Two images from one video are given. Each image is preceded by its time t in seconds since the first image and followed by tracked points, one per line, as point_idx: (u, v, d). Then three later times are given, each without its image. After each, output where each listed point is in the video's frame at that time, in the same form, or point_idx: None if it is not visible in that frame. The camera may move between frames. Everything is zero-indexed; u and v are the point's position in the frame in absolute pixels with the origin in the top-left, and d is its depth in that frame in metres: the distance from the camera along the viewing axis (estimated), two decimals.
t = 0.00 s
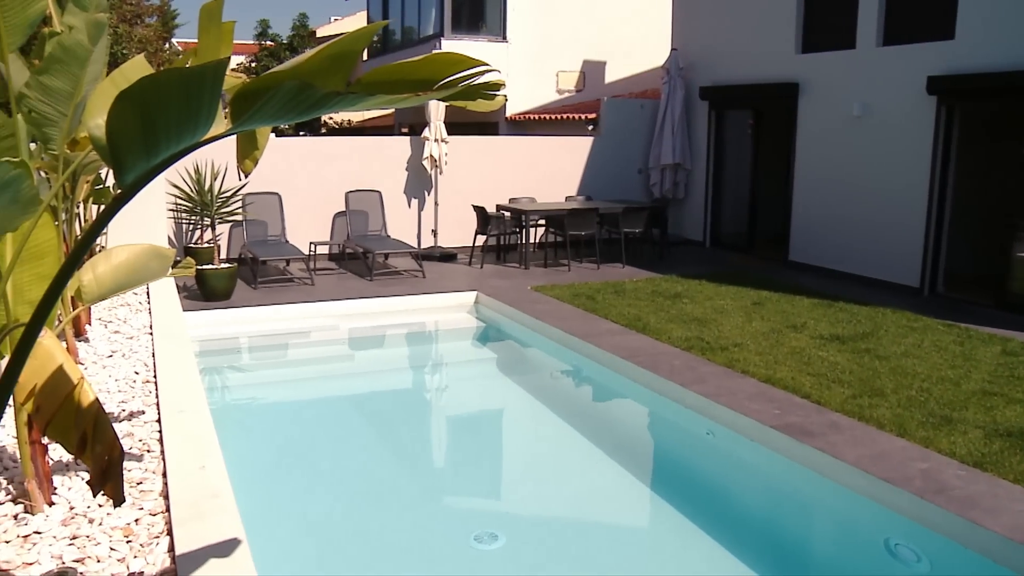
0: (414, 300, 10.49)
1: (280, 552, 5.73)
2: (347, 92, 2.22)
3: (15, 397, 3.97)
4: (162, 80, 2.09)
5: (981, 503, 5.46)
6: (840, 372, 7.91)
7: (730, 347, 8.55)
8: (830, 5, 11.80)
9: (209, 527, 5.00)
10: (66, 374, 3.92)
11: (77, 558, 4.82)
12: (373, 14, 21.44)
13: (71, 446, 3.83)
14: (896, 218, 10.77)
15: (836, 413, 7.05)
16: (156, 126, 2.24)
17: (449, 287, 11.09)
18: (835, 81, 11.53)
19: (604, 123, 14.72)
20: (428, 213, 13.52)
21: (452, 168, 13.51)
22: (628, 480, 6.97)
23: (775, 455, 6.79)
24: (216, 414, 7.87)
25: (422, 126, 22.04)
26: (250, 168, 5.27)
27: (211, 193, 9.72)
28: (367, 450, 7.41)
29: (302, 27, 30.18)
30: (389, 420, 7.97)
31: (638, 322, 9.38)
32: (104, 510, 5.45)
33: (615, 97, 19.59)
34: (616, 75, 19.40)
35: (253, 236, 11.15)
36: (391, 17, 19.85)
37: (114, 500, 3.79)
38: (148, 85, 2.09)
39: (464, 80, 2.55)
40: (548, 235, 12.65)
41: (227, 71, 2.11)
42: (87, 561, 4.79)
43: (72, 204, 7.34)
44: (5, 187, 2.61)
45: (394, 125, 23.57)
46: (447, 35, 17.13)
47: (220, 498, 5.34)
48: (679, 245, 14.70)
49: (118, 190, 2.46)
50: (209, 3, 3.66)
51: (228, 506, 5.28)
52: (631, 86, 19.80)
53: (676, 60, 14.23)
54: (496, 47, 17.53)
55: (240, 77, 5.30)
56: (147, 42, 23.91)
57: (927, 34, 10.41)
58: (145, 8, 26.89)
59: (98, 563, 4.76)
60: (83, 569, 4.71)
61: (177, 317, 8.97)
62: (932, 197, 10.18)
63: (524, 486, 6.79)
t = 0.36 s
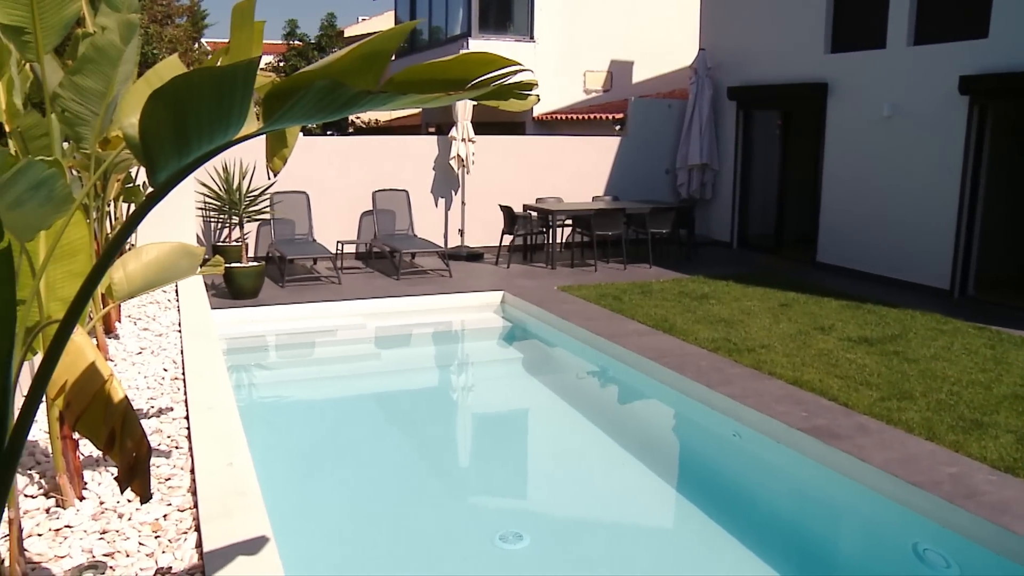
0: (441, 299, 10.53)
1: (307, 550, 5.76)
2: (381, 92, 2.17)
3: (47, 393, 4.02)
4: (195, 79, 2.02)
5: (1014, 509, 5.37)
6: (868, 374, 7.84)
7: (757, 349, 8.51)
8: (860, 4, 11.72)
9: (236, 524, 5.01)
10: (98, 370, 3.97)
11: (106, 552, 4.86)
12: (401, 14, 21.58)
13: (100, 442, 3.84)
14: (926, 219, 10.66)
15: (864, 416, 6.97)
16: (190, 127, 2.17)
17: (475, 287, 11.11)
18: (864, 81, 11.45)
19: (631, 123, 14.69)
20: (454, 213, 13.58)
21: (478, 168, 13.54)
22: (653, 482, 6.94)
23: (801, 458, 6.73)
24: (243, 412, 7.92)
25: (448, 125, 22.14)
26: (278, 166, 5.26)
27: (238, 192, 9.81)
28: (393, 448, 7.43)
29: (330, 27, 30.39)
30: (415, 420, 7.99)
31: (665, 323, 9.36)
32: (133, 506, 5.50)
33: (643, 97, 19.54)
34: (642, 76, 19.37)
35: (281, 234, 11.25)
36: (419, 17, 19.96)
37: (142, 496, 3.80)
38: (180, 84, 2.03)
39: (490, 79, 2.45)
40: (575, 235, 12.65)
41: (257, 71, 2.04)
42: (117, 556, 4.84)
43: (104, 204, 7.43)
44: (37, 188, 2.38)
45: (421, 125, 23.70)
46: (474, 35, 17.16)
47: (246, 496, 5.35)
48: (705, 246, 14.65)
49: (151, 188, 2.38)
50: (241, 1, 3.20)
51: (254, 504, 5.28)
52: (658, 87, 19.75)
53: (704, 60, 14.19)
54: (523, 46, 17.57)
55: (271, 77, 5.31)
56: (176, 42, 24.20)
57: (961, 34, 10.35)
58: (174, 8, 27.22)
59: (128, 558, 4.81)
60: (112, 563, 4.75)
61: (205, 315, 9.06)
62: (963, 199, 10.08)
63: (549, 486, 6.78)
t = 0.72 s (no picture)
0: (468, 299, 10.56)
1: (334, 548, 5.80)
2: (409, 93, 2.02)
3: (81, 388, 4.06)
4: (227, 79, 1.90)
5: None
6: (897, 377, 7.78)
7: (784, 350, 8.46)
8: (891, 3, 11.63)
9: (262, 520, 5.02)
10: (130, 368, 3.98)
11: (135, 547, 4.91)
12: (429, 15, 21.71)
13: (133, 437, 3.89)
14: (957, 221, 10.57)
15: (892, 419, 6.90)
16: (222, 129, 2.05)
17: (501, 287, 11.13)
18: (894, 81, 11.35)
19: (658, 123, 14.67)
20: (481, 213, 13.62)
21: (504, 168, 13.58)
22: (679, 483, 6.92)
23: (830, 462, 6.66)
24: (270, 410, 7.98)
25: (476, 125, 22.22)
26: (308, 166, 5.30)
27: (267, 190, 9.88)
28: (420, 447, 7.46)
29: (358, 27, 30.53)
30: (442, 419, 8.01)
31: (692, 324, 9.34)
32: (161, 501, 5.55)
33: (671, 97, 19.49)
34: (669, 76, 19.33)
35: (308, 234, 11.35)
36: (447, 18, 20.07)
37: (172, 491, 3.84)
38: (213, 85, 1.91)
39: (524, 81, 2.26)
40: (601, 235, 12.64)
41: (290, 72, 1.91)
42: (146, 551, 4.89)
43: (134, 203, 7.49)
44: (69, 186, 2.32)
45: (449, 124, 23.80)
46: (502, 35, 17.18)
47: (273, 493, 5.36)
48: (732, 246, 14.59)
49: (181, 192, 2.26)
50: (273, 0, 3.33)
51: (282, 501, 5.29)
52: (687, 86, 19.68)
53: (733, 60, 14.16)
54: (551, 46, 17.60)
55: (302, 78, 5.33)
56: (206, 42, 24.48)
57: (994, 33, 10.24)
58: (204, 8, 27.56)
59: (156, 553, 4.85)
60: (140, 558, 4.80)
61: (233, 313, 9.13)
62: (995, 201, 9.99)
63: (574, 487, 6.77)
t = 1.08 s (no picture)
0: (495, 299, 10.59)
1: (359, 546, 5.82)
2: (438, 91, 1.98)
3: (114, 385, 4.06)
4: (261, 79, 1.89)
5: None
6: (926, 380, 7.70)
7: (811, 352, 8.41)
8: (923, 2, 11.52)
9: (289, 517, 5.04)
10: (160, 366, 4.01)
11: (164, 543, 4.95)
12: (456, 15, 21.81)
13: (165, 433, 3.93)
14: (989, 222, 10.45)
15: (921, 423, 6.82)
16: (254, 128, 2.03)
17: (528, 287, 11.15)
18: (926, 80, 11.24)
19: (686, 123, 14.62)
20: (508, 213, 13.65)
21: (530, 168, 13.59)
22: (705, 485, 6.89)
23: (858, 465, 6.59)
24: (297, 408, 8.03)
25: (503, 125, 22.28)
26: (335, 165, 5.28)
27: (294, 189, 9.94)
28: (445, 446, 7.47)
29: (386, 27, 30.68)
30: (468, 419, 8.02)
31: (719, 325, 9.31)
32: (190, 498, 5.61)
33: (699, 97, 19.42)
34: (697, 76, 19.25)
35: (336, 233, 11.43)
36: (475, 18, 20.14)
37: (205, 488, 3.84)
38: (246, 86, 1.90)
39: (553, 81, 2.20)
40: (627, 236, 12.62)
41: (321, 71, 1.89)
42: (174, 546, 4.93)
43: (164, 201, 7.53)
44: (101, 185, 2.32)
45: (476, 125, 23.89)
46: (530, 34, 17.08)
47: (300, 491, 5.38)
48: (760, 248, 14.53)
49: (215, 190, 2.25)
50: None
51: (308, 499, 5.30)
52: (715, 86, 19.60)
53: (761, 60, 14.10)
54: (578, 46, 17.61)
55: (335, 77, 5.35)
56: (236, 42, 24.74)
57: None
58: (235, 8, 27.83)
59: (184, 549, 4.89)
60: (169, 553, 4.84)
61: (260, 311, 9.20)
62: None
63: (600, 488, 6.75)
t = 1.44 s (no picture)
0: (520, 299, 10.61)
1: (383, 545, 5.84)
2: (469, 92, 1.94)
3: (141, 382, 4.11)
4: (290, 79, 1.85)
5: None
6: (954, 384, 7.61)
7: (837, 355, 8.36)
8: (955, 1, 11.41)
9: (314, 515, 5.05)
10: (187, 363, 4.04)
11: (189, 539, 4.99)
12: (481, 15, 21.89)
13: (191, 430, 3.95)
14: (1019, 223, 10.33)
15: (948, 427, 6.74)
16: (283, 128, 1.99)
17: (554, 287, 11.15)
18: (956, 80, 11.14)
19: (711, 123, 14.58)
20: (533, 213, 13.68)
21: (555, 168, 13.59)
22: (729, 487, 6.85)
23: (884, 470, 6.52)
24: (322, 406, 8.07)
25: (528, 125, 22.33)
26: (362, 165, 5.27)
27: (320, 188, 10.01)
28: (470, 446, 7.48)
29: (411, 27, 30.80)
30: (492, 418, 8.03)
31: (744, 326, 9.27)
32: (215, 495, 5.64)
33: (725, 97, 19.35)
34: (723, 76, 19.18)
35: (361, 232, 11.50)
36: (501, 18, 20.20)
37: (229, 485, 3.85)
38: (276, 85, 1.85)
39: (583, 80, 2.14)
40: (652, 236, 12.60)
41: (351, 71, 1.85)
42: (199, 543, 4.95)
43: (191, 200, 7.58)
44: (130, 183, 2.30)
45: (501, 125, 23.97)
46: (554, 34, 17.06)
47: (324, 489, 5.38)
48: (786, 249, 14.46)
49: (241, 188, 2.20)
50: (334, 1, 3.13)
51: (332, 497, 5.31)
52: (741, 86, 19.51)
53: (787, 60, 14.04)
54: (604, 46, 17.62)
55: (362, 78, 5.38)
56: (263, 42, 24.96)
57: None
58: (262, 8, 28.09)
59: (209, 545, 4.92)
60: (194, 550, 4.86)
61: (285, 310, 9.26)
62: None
63: (624, 490, 6.73)
